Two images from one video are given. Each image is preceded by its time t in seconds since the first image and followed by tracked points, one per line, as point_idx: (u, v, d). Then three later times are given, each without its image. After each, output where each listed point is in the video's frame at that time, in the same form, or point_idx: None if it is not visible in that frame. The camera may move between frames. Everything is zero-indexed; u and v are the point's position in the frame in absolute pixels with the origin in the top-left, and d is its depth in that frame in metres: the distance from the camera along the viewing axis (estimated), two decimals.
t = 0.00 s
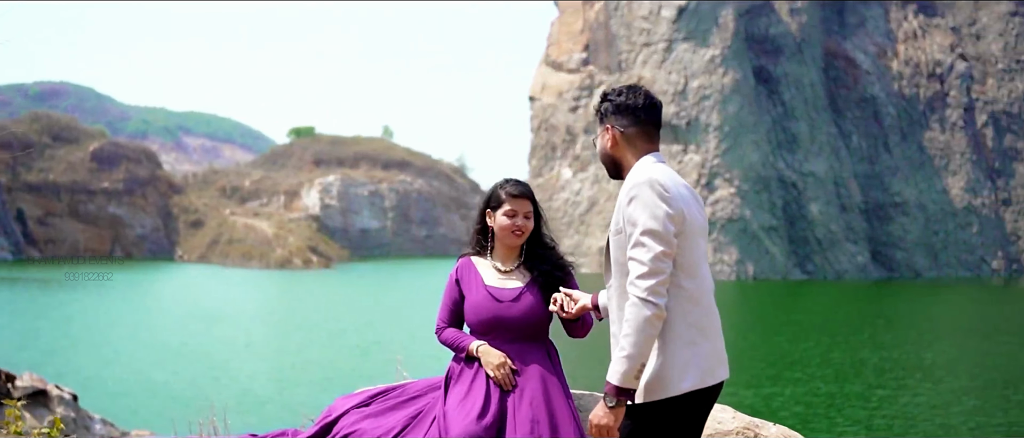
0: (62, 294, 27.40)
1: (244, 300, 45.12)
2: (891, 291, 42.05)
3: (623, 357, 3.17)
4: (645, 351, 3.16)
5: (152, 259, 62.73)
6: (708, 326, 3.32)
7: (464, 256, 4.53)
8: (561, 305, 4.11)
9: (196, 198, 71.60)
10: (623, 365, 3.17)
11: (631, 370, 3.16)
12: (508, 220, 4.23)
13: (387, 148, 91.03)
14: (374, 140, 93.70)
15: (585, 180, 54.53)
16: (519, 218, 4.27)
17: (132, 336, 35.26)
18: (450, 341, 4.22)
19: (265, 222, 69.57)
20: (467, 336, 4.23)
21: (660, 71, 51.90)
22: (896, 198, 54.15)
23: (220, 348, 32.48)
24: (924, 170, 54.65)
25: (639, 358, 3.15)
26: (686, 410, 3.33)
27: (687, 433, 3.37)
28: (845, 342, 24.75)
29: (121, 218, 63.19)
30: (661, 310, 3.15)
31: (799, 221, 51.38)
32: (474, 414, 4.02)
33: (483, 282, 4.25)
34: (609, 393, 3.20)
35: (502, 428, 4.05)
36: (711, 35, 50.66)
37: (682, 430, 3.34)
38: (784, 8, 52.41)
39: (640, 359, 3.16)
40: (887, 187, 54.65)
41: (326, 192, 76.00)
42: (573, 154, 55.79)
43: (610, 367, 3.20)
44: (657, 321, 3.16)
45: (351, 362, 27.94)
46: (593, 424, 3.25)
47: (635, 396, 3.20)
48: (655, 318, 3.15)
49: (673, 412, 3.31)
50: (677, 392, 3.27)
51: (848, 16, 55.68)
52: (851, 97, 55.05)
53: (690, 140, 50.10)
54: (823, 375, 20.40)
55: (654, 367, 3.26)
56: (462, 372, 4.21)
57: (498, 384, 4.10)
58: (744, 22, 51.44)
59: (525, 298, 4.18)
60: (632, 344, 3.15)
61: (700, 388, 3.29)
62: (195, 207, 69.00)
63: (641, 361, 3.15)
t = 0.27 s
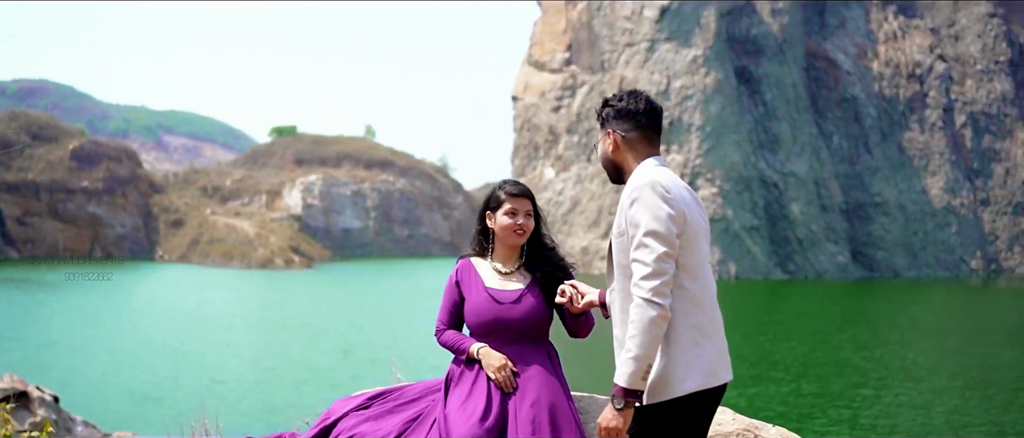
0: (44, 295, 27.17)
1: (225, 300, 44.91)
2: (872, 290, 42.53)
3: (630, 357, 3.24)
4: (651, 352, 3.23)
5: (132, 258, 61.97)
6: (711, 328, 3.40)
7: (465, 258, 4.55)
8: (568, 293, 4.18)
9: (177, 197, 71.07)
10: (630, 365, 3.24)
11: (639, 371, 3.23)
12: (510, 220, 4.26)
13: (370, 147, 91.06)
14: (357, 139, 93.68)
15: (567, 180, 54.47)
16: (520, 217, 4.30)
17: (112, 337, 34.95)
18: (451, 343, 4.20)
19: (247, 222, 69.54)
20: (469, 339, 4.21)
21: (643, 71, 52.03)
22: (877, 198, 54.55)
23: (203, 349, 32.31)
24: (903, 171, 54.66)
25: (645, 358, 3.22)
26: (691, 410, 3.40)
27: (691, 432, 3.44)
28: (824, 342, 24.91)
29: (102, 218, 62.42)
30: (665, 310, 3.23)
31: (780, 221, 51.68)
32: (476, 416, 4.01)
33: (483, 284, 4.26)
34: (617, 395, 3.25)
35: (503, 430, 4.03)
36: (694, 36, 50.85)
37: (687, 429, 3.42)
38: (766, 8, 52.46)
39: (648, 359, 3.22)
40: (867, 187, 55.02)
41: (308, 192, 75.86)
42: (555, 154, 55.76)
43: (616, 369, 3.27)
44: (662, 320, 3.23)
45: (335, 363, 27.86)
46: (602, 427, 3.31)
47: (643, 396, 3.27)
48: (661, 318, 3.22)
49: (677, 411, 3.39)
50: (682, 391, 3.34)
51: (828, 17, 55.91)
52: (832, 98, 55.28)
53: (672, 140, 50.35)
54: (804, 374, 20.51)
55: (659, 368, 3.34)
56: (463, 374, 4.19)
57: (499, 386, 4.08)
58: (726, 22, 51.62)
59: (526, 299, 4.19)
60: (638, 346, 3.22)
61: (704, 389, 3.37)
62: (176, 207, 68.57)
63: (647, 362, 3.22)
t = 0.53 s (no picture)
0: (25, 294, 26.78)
1: (207, 300, 44.68)
2: (853, 290, 42.64)
3: (638, 356, 3.36)
4: (658, 350, 3.35)
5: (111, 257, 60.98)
6: (712, 328, 3.54)
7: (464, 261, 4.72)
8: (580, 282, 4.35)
9: (158, 196, 70.29)
10: (639, 365, 3.36)
11: (648, 370, 3.35)
12: (510, 220, 4.43)
13: (352, 146, 91.03)
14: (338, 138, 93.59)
15: (550, 179, 54.20)
16: (520, 217, 4.48)
17: (90, 337, 34.56)
18: (452, 347, 4.33)
19: (228, 222, 69.20)
20: (469, 342, 4.33)
21: (625, 71, 51.97)
22: (857, 198, 54.81)
23: (185, 348, 32.13)
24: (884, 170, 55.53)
25: (653, 358, 3.34)
26: (694, 408, 3.54)
27: (697, 429, 3.58)
28: (804, 342, 25.02)
29: (80, 217, 61.43)
30: (671, 308, 3.36)
31: (762, 221, 51.49)
32: (479, 419, 4.09)
33: (484, 286, 4.40)
34: (626, 396, 3.37)
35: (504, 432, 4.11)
36: (676, 36, 51.01)
37: (693, 427, 3.57)
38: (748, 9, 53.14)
39: (656, 359, 3.35)
40: (848, 188, 55.18)
41: (290, 191, 75.63)
42: (538, 153, 55.75)
43: (625, 369, 3.39)
44: (666, 320, 3.36)
45: (318, 363, 27.78)
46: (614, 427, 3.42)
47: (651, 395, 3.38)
48: (665, 316, 3.35)
49: (684, 410, 3.53)
50: (686, 391, 3.48)
51: (810, 18, 56.65)
52: (813, 98, 55.72)
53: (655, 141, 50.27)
54: (787, 374, 20.59)
55: (665, 368, 3.48)
56: (464, 378, 4.30)
57: (501, 390, 4.18)
58: (709, 22, 51.83)
59: (526, 300, 4.32)
60: (645, 346, 3.34)
61: (707, 388, 3.51)
62: (157, 206, 68.21)
63: (656, 362, 3.34)
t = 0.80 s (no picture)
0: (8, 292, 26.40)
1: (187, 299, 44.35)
2: (835, 289, 42.68)
3: (643, 355, 3.45)
4: (663, 350, 3.44)
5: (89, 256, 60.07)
6: (713, 328, 3.64)
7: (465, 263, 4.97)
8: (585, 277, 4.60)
9: (138, 195, 69.51)
10: (644, 365, 3.45)
11: (654, 369, 3.43)
12: (511, 222, 4.68)
13: (334, 146, 91.06)
14: (320, 138, 93.60)
15: (533, 179, 54.21)
16: (520, 219, 4.73)
17: (69, 333, 34.08)
18: (454, 348, 4.57)
19: (209, 221, 68.63)
20: (470, 344, 4.58)
21: (608, 71, 51.87)
22: (839, 198, 54.64)
23: (166, 348, 31.95)
24: (866, 170, 55.52)
25: (657, 356, 3.43)
26: (698, 408, 3.64)
27: (702, 428, 3.69)
28: (784, 341, 25.18)
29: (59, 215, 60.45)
30: (673, 306, 3.44)
31: (744, 220, 51.09)
32: (481, 421, 4.33)
33: (484, 288, 4.64)
34: (634, 394, 3.46)
35: (508, 433, 4.36)
36: (659, 36, 51.09)
37: (699, 427, 3.67)
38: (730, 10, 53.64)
39: (660, 358, 3.44)
40: (831, 188, 55.03)
41: (272, 190, 75.40)
42: (522, 153, 56.15)
43: (630, 370, 3.48)
44: (670, 319, 3.44)
45: (302, 363, 27.71)
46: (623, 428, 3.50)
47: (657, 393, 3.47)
48: (668, 315, 3.43)
49: (689, 407, 3.63)
50: (690, 389, 3.57)
51: (791, 19, 56.97)
52: (795, 98, 55.77)
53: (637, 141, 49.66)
54: (769, 372, 20.72)
55: (668, 366, 3.57)
56: (467, 379, 4.55)
57: (502, 391, 4.42)
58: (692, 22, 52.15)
59: (527, 301, 4.55)
60: (650, 345, 3.43)
61: (710, 387, 3.60)
62: (138, 205, 66.26)
63: (660, 360, 3.43)
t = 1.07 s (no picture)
0: None
1: (169, 299, 44.02)
2: (817, 289, 42.73)
3: (646, 352, 3.63)
4: (664, 348, 3.63)
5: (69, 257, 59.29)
6: (714, 326, 3.85)
7: (464, 264, 5.00)
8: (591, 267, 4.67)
9: (119, 194, 68.76)
10: (647, 362, 3.64)
11: (655, 366, 3.63)
12: (511, 225, 4.71)
13: (316, 145, 90.93)
14: (301, 137, 93.42)
15: (517, 178, 54.37)
16: (520, 221, 4.76)
17: (49, 332, 33.70)
18: (453, 350, 4.63)
19: (191, 220, 67.92)
20: (470, 346, 4.63)
21: (591, 71, 51.87)
22: (820, 198, 55.01)
23: (148, 348, 31.76)
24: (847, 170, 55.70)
25: (660, 353, 3.62)
26: (701, 404, 3.86)
27: (705, 425, 3.92)
28: (763, 340, 25.28)
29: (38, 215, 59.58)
30: (673, 304, 3.63)
31: (727, 220, 51.01)
32: (482, 424, 4.39)
33: (484, 290, 4.68)
34: (638, 393, 3.64)
35: (508, 435, 4.43)
36: (642, 36, 51.15)
37: (702, 424, 3.90)
38: (713, 11, 54.20)
39: (662, 355, 3.63)
40: (812, 188, 55.36)
41: (254, 189, 75.09)
42: (505, 153, 56.38)
43: (634, 368, 3.67)
44: (670, 316, 3.64)
45: (285, 363, 27.60)
46: (626, 425, 3.70)
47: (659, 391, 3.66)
48: (669, 313, 3.63)
49: (690, 404, 3.84)
50: (692, 386, 3.78)
51: (773, 19, 57.29)
52: (777, 98, 56.08)
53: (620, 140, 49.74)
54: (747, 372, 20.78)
55: (671, 363, 3.78)
56: (467, 382, 4.60)
57: (504, 393, 4.49)
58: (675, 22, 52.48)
59: (527, 303, 4.61)
60: (651, 342, 3.62)
61: (709, 384, 3.81)
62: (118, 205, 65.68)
63: (662, 357, 3.62)
